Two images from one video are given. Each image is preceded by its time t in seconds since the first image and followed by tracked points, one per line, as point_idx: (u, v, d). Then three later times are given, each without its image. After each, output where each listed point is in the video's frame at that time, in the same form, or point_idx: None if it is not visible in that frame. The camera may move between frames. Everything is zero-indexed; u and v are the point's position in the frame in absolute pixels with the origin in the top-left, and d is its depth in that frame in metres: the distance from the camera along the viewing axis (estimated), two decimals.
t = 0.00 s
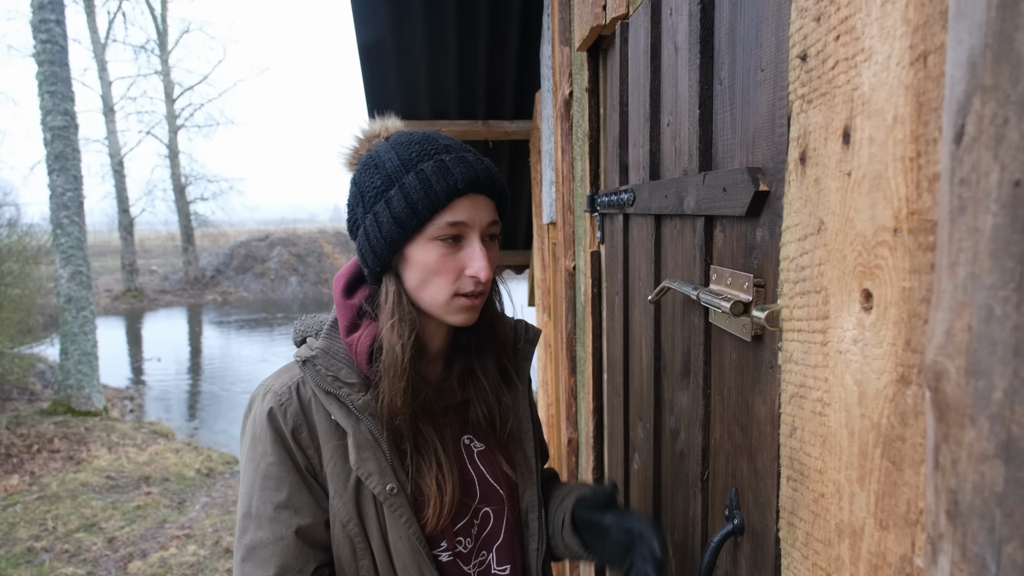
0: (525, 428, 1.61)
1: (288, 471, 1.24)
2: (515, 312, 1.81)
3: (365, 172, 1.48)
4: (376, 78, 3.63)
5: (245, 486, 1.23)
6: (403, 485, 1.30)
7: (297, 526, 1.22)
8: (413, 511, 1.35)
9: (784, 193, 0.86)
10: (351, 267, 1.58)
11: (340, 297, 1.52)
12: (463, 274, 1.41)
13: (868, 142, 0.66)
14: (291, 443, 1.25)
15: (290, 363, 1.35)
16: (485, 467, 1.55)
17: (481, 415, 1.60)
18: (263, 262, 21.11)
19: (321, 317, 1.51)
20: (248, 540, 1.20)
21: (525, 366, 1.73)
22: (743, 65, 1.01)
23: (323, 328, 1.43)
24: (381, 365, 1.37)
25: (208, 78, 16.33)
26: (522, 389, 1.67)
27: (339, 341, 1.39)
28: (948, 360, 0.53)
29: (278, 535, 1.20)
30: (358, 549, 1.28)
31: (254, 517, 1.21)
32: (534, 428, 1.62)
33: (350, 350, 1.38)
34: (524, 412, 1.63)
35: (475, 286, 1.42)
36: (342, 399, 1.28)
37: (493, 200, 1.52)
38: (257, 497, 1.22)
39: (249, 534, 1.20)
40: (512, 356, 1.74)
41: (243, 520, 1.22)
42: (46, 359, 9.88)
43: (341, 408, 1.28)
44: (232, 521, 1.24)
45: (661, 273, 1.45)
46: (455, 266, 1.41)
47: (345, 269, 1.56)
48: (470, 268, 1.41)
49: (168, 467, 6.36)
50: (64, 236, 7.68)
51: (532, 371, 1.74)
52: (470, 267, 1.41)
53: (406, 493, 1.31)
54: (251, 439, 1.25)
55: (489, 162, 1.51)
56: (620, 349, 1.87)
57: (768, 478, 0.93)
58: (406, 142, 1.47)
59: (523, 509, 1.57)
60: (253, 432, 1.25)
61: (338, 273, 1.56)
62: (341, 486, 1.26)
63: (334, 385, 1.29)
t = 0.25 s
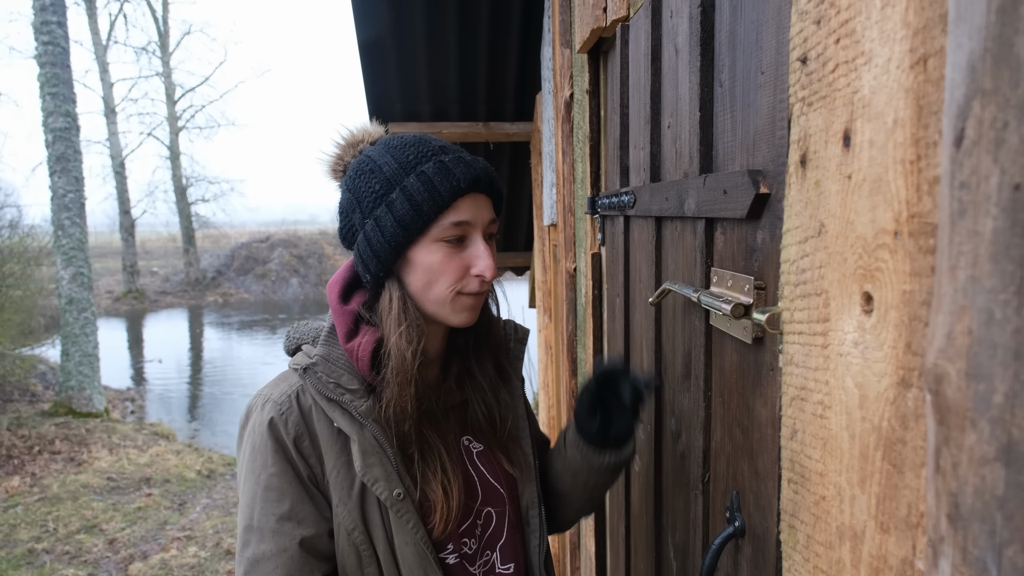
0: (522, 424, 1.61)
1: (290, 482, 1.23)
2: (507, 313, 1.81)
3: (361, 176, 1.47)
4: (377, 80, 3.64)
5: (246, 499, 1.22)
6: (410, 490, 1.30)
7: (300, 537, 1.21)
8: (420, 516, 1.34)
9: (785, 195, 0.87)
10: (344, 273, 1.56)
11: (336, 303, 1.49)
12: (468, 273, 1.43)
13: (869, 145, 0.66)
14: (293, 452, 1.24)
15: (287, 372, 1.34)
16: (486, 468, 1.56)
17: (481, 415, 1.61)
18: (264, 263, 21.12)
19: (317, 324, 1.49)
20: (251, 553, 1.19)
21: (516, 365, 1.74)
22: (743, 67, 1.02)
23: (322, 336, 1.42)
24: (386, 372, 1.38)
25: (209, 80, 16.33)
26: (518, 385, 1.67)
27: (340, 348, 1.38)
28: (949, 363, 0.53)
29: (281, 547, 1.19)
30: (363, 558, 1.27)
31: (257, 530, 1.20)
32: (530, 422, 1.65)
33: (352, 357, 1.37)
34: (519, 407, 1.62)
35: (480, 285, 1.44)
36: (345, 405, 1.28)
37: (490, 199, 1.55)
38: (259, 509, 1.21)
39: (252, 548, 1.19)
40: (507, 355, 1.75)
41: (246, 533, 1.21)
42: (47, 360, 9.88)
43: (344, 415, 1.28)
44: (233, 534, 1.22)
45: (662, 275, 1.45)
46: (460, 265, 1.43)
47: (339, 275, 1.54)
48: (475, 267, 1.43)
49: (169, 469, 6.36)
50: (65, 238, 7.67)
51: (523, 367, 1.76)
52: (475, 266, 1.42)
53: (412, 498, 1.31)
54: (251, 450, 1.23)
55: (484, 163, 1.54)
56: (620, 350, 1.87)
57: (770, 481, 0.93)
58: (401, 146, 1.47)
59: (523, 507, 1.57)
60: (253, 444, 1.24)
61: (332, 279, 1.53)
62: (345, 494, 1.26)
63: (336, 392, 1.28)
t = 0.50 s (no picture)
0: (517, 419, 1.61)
1: (302, 486, 1.22)
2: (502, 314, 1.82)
3: (354, 180, 1.47)
4: (376, 82, 3.64)
5: (256, 508, 1.20)
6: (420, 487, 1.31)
7: (319, 538, 1.20)
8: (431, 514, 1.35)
9: (784, 197, 0.87)
10: (333, 276, 1.54)
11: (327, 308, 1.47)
12: (465, 275, 1.45)
13: (868, 147, 0.66)
14: (300, 458, 1.23)
15: (283, 380, 1.33)
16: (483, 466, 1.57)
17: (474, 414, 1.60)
18: (264, 265, 21.13)
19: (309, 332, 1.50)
20: (268, 560, 1.16)
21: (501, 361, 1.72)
22: (743, 69, 1.02)
23: (317, 341, 1.41)
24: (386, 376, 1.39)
25: (209, 82, 16.34)
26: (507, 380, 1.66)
27: (337, 352, 1.36)
28: (948, 365, 0.53)
29: (301, 551, 1.18)
30: (377, 559, 1.26)
31: (273, 536, 1.18)
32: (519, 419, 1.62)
33: (350, 361, 1.36)
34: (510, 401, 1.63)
35: (477, 286, 1.46)
36: (350, 407, 1.28)
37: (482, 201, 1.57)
38: (272, 516, 1.19)
39: (268, 555, 1.17)
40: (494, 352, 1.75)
41: (259, 542, 1.18)
42: (48, 363, 9.88)
43: (349, 417, 1.28)
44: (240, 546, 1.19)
45: (661, 276, 1.45)
46: (458, 267, 1.44)
47: (331, 278, 1.52)
48: (472, 268, 1.45)
49: (170, 471, 6.36)
50: (66, 240, 7.67)
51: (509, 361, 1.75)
52: (472, 267, 1.44)
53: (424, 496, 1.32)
54: (257, 459, 1.22)
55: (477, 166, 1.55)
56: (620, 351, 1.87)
57: (770, 482, 0.93)
58: (396, 149, 1.48)
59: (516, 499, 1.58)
60: (258, 452, 1.22)
61: (323, 282, 1.52)
62: (355, 496, 1.26)
63: (340, 395, 1.29)
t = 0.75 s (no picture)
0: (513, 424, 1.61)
1: (289, 494, 1.22)
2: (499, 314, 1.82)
3: (335, 183, 1.47)
4: (375, 82, 3.64)
5: (245, 516, 1.20)
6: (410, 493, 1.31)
7: (306, 547, 1.20)
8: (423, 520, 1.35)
9: (783, 197, 0.87)
10: (322, 281, 1.53)
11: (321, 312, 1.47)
12: (456, 267, 1.46)
13: (868, 146, 0.66)
14: (289, 464, 1.23)
15: (275, 384, 1.33)
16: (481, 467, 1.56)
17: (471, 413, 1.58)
18: (264, 266, 21.13)
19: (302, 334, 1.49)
20: (256, 568, 1.16)
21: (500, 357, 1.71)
22: (742, 69, 1.02)
23: (308, 344, 1.41)
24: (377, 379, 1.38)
25: (208, 83, 16.35)
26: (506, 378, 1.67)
27: (327, 356, 1.36)
28: (948, 365, 0.53)
29: (288, 559, 1.18)
30: (366, 567, 1.26)
31: (260, 545, 1.18)
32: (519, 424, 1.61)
33: (340, 364, 1.36)
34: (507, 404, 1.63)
35: (469, 278, 1.48)
36: (339, 413, 1.29)
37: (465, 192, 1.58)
38: (260, 525, 1.19)
39: (256, 564, 1.17)
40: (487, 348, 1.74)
41: (247, 550, 1.18)
42: (47, 365, 9.87)
43: (338, 423, 1.28)
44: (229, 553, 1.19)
45: (661, 277, 1.45)
46: (448, 259, 1.45)
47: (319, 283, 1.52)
48: (462, 260, 1.46)
49: (170, 473, 6.36)
50: (65, 242, 7.66)
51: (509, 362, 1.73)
52: (461, 260, 1.46)
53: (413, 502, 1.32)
54: (245, 466, 1.22)
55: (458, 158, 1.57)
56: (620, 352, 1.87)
57: (769, 483, 0.93)
58: (373, 149, 1.48)
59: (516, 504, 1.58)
60: (247, 460, 1.22)
61: (312, 288, 1.51)
62: (344, 503, 1.26)
63: (328, 400, 1.29)
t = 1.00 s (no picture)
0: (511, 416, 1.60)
1: (301, 494, 1.22)
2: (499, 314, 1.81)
3: (337, 185, 1.46)
4: (375, 82, 3.64)
5: (255, 517, 1.20)
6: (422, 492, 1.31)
7: (318, 547, 1.20)
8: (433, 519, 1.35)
9: (782, 197, 0.86)
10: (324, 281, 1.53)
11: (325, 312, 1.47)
12: (456, 274, 1.46)
13: (866, 146, 0.66)
14: (301, 464, 1.23)
15: (283, 384, 1.33)
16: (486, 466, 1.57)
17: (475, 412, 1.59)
18: (263, 267, 21.13)
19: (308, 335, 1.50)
20: (267, 570, 1.15)
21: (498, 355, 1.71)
22: (741, 69, 1.01)
23: (318, 344, 1.41)
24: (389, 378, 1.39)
25: (207, 84, 16.35)
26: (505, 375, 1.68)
27: (339, 355, 1.37)
28: (947, 365, 0.53)
29: (300, 560, 1.17)
30: (377, 566, 1.26)
31: (272, 546, 1.18)
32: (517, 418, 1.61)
33: (353, 363, 1.37)
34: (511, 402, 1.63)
35: (468, 285, 1.48)
36: (352, 412, 1.28)
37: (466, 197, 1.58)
38: (271, 526, 1.19)
39: (267, 565, 1.16)
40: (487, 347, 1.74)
41: (258, 551, 1.18)
42: (47, 366, 9.87)
43: (351, 422, 1.28)
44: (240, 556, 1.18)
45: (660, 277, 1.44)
46: (448, 266, 1.46)
47: (324, 283, 1.51)
48: (462, 268, 1.46)
49: (169, 474, 6.36)
50: (64, 243, 7.65)
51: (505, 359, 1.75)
52: (462, 267, 1.46)
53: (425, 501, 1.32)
54: (256, 467, 1.21)
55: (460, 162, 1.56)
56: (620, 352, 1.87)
57: (769, 483, 0.93)
58: (376, 151, 1.47)
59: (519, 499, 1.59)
60: (257, 460, 1.21)
61: (317, 287, 1.51)
62: (355, 503, 1.26)
63: (341, 399, 1.29)
